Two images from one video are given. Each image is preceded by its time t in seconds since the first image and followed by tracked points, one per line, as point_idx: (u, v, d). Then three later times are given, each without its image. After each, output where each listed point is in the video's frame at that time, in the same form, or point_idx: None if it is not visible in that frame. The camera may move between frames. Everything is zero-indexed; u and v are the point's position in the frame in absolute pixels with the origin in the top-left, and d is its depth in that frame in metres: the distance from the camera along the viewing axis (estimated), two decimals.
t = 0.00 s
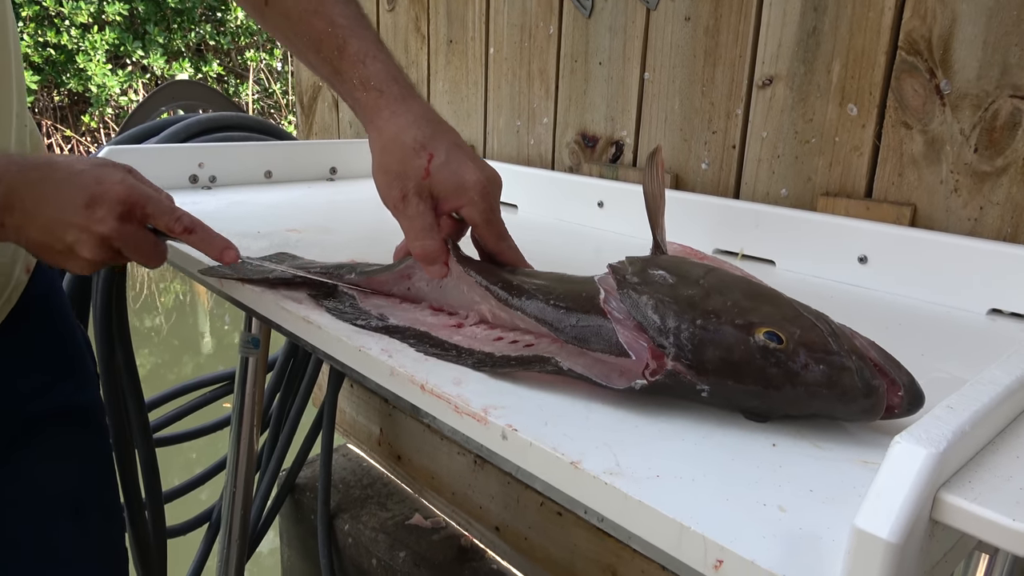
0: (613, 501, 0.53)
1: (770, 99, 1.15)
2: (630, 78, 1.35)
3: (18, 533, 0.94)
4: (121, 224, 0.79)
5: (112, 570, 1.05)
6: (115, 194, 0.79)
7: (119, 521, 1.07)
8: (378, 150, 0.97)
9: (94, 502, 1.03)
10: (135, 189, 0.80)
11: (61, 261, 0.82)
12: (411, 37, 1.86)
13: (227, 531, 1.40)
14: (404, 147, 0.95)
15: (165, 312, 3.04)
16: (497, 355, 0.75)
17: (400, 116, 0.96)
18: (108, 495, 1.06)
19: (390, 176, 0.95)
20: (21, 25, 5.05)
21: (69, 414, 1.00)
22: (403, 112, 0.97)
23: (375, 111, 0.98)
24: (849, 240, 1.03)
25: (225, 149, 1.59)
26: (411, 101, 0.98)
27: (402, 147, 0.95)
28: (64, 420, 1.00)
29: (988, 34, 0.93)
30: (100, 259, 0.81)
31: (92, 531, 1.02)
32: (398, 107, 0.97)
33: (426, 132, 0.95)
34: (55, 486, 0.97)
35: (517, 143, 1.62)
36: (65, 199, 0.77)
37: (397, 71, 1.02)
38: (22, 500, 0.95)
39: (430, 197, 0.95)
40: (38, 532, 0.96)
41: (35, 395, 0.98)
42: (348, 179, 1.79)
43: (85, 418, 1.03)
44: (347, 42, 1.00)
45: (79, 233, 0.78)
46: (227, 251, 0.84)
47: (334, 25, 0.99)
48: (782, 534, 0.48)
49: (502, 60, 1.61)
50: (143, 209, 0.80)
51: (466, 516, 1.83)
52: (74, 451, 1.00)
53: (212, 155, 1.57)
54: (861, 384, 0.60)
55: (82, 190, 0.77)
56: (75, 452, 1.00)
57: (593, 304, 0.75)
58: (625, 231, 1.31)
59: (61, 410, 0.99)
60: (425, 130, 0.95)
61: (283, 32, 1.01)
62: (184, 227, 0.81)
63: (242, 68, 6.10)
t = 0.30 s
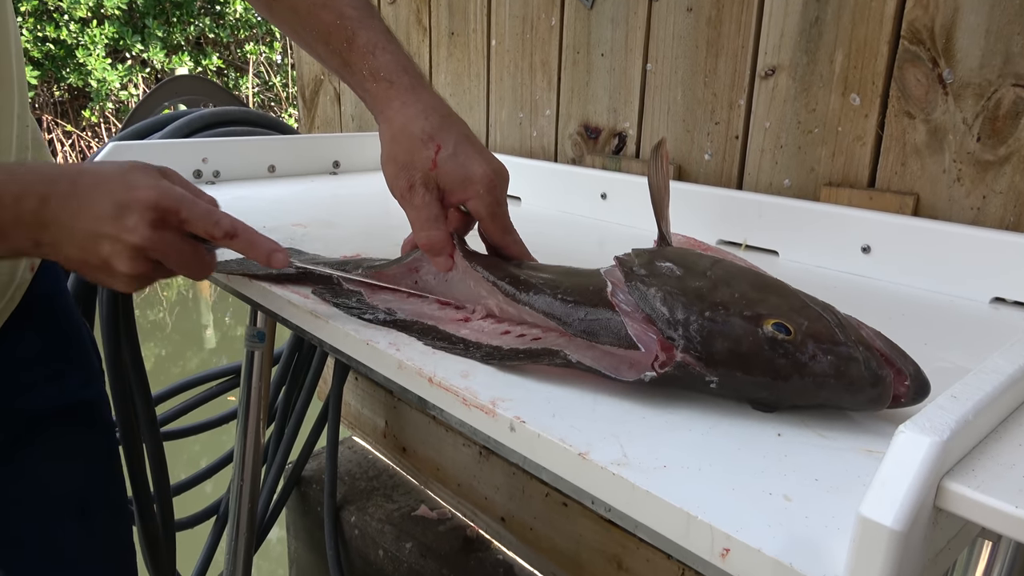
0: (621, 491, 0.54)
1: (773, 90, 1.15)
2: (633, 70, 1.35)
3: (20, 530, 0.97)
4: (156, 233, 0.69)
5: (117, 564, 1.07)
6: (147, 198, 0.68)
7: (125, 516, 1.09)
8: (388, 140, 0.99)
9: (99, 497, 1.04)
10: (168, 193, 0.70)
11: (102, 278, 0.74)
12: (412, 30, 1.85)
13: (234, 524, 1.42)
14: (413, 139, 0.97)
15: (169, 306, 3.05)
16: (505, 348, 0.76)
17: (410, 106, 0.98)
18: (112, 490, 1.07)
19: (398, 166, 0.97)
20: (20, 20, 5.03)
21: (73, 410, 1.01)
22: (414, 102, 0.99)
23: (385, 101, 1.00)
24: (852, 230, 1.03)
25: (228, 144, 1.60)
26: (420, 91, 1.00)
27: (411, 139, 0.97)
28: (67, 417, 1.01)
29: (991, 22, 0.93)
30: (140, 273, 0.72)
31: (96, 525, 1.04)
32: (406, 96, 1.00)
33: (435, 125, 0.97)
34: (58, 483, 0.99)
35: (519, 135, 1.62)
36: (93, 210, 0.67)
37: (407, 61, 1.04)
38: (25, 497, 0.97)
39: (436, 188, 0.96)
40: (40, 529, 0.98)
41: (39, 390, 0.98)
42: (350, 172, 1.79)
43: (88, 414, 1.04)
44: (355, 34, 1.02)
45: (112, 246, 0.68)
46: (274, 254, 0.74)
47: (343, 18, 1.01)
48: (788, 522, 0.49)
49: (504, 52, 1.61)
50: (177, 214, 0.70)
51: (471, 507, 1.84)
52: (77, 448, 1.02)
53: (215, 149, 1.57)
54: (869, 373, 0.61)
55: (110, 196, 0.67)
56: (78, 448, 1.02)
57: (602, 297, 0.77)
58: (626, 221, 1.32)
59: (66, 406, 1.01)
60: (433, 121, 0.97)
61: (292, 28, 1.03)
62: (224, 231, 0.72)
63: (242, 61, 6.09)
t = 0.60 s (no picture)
0: (622, 489, 0.55)
1: (775, 89, 1.15)
2: (635, 68, 1.35)
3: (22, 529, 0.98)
4: (242, 255, 0.75)
5: (120, 562, 1.07)
6: (233, 222, 0.75)
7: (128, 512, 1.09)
8: (394, 140, 1.01)
9: (101, 493, 1.05)
10: (256, 218, 0.76)
11: (181, 302, 0.79)
12: (415, 28, 1.86)
13: (236, 521, 1.42)
14: (418, 138, 0.98)
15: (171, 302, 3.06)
16: (509, 346, 0.76)
17: (414, 106, 1.00)
18: (115, 486, 1.07)
19: (403, 165, 0.99)
20: (22, 16, 5.04)
21: (72, 408, 1.02)
22: (418, 102, 1.01)
23: (390, 101, 1.02)
24: (853, 229, 1.03)
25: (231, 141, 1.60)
26: (424, 92, 1.02)
27: (416, 138, 0.99)
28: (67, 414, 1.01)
29: (993, 22, 0.93)
30: (223, 296, 0.77)
31: (97, 522, 1.04)
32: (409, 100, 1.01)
33: (439, 124, 0.98)
34: (58, 480, 1.00)
35: (522, 133, 1.62)
36: (183, 234, 0.73)
37: (411, 62, 1.06)
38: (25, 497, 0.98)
39: (440, 186, 0.97)
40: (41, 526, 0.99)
41: (40, 389, 0.99)
42: (353, 170, 1.80)
43: (89, 410, 1.04)
44: (361, 35, 1.05)
45: (201, 268, 0.74)
46: (356, 277, 0.81)
47: (348, 20, 1.05)
48: (788, 521, 0.49)
49: (506, 50, 1.61)
50: (265, 237, 0.76)
51: (473, 504, 1.84)
52: (77, 445, 1.03)
53: (218, 147, 1.58)
54: (871, 373, 0.61)
55: (200, 222, 0.74)
56: (79, 445, 1.03)
57: (604, 295, 0.77)
58: (625, 219, 1.33)
59: (66, 403, 1.01)
60: (438, 121, 0.99)
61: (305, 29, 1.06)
62: (309, 254, 0.78)
63: (244, 58, 6.08)
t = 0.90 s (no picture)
0: (619, 482, 0.55)
1: (777, 85, 1.15)
2: (637, 64, 1.34)
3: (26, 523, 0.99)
4: (198, 223, 0.74)
5: (123, 556, 1.07)
6: (194, 189, 0.75)
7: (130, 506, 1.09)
8: (395, 136, 1.00)
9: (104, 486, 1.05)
10: (215, 189, 0.77)
11: (114, 263, 0.76)
12: (417, 23, 1.85)
13: (236, 515, 1.43)
14: (420, 132, 0.98)
15: (172, 297, 3.06)
16: (506, 339, 0.76)
17: (415, 101, 1.00)
18: (117, 480, 1.07)
19: (405, 160, 0.99)
20: (24, 10, 5.04)
21: (75, 401, 1.02)
22: (419, 98, 1.01)
23: (391, 97, 1.02)
24: (854, 226, 1.03)
25: (232, 135, 1.60)
26: (426, 88, 1.02)
27: (418, 134, 0.99)
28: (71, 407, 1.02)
29: (995, 19, 0.92)
30: (167, 260, 0.75)
31: (100, 515, 1.05)
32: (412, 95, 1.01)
33: (441, 119, 0.99)
34: (60, 474, 1.00)
35: (523, 129, 1.62)
36: (138, 195, 0.72)
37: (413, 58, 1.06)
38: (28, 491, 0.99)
39: (442, 180, 0.97)
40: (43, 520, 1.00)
41: (44, 382, 0.99)
42: (354, 165, 1.79)
43: (92, 403, 1.04)
44: (363, 32, 1.04)
45: (151, 229, 0.73)
46: (303, 261, 0.82)
47: (351, 16, 1.05)
48: (785, 515, 0.49)
49: (508, 46, 1.61)
50: (222, 209, 0.77)
51: (473, 499, 1.85)
52: (81, 438, 1.03)
53: (219, 141, 1.58)
54: (866, 367, 0.61)
55: (157, 184, 0.73)
56: (82, 438, 1.03)
57: (602, 291, 0.76)
58: (628, 215, 1.32)
59: (70, 396, 1.01)
60: (439, 116, 0.99)
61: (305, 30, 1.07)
62: (263, 232, 0.79)
63: (246, 53, 6.08)
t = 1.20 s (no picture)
0: (612, 473, 0.55)
1: (773, 79, 1.15)
2: (634, 58, 1.34)
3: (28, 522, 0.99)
4: (118, 189, 0.71)
5: (125, 552, 1.09)
6: (112, 155, 0.71)
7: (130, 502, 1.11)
8: (394, 127, 1.01)
9: (105, 482, 1.06)
10: (136, 155, 0.74)
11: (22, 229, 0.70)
12: (415, 17, 1.85)
13: (235, 510, 1.43)
14: (418, 123, 0.99)
15: (171, 292, 3.07)
16: (500, 332, 0.76)
17: (414, 93, 1.01)
18: (117, 476, 1.09)
19: (404, 151, 1.00)
20: (22, 5, 5.04)
21: (74, 398, 1.02)
22: (418, 90, 1.01)
23: (390, 90, 1.03)
24: (850, 220, 1.03)
25: (228, 130, 1.60)
26: (424, 81, 1.03)
27: (416, 124, 0.99)
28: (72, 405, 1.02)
29: (991, 13, 0.92)
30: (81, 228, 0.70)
31: (102, 512, 1.06)
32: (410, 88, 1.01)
33: (438, 110, 0.99)
34: (62, 470, 1.01)
35: (520, 123, 1.62)
36: (51, 157, 0.68)
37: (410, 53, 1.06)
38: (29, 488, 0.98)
39: (441, 170, 0.98)
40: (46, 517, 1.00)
41: (44, 379, 1.00)
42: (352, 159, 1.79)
43: (92, 400, 1.05)
44: (361, 26, 1.05)
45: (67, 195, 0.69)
46: (225, 229, 0.78)
47: (349, 10, 1.05)
48: (776, 505, 0.50)
49: (506, 40, 1.60)
50: (141, 174, 0.73)
51: (470, 493, 1.85)
52: (82, 435, 1.03)
53: (216, 136, 1.58)
54: (857, 361, 0.61)
55: (76, 148, 0.70)
56: (83, 435, 1.03)
57: (597, 282, 0.77)
58: (625, 210, 1.32)
59: (70, 394, 1.02)
60: (437, 107, 0.99)
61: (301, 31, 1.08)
62: (182, 199, 0.75)
63: (245, 48, 6.06)
